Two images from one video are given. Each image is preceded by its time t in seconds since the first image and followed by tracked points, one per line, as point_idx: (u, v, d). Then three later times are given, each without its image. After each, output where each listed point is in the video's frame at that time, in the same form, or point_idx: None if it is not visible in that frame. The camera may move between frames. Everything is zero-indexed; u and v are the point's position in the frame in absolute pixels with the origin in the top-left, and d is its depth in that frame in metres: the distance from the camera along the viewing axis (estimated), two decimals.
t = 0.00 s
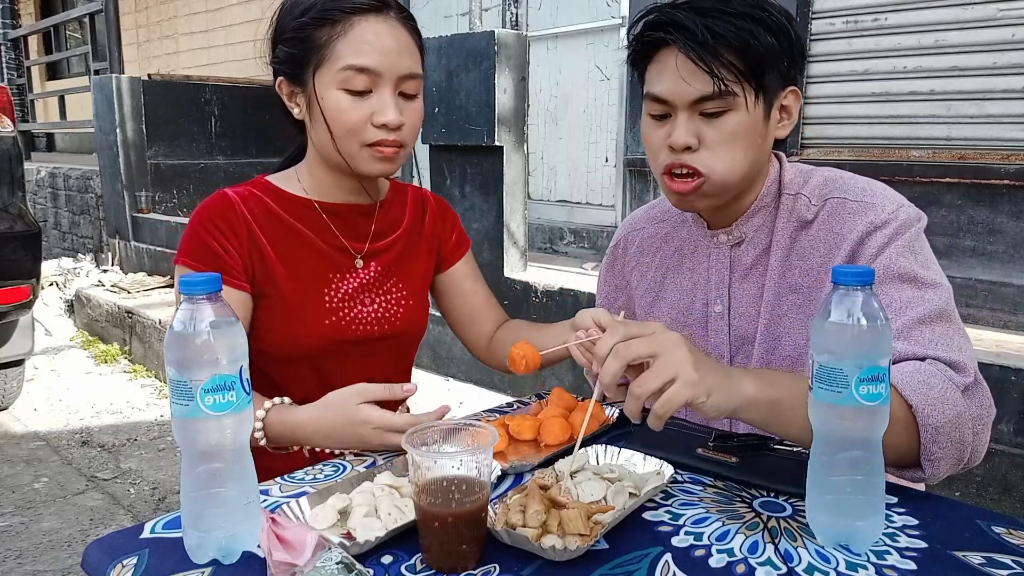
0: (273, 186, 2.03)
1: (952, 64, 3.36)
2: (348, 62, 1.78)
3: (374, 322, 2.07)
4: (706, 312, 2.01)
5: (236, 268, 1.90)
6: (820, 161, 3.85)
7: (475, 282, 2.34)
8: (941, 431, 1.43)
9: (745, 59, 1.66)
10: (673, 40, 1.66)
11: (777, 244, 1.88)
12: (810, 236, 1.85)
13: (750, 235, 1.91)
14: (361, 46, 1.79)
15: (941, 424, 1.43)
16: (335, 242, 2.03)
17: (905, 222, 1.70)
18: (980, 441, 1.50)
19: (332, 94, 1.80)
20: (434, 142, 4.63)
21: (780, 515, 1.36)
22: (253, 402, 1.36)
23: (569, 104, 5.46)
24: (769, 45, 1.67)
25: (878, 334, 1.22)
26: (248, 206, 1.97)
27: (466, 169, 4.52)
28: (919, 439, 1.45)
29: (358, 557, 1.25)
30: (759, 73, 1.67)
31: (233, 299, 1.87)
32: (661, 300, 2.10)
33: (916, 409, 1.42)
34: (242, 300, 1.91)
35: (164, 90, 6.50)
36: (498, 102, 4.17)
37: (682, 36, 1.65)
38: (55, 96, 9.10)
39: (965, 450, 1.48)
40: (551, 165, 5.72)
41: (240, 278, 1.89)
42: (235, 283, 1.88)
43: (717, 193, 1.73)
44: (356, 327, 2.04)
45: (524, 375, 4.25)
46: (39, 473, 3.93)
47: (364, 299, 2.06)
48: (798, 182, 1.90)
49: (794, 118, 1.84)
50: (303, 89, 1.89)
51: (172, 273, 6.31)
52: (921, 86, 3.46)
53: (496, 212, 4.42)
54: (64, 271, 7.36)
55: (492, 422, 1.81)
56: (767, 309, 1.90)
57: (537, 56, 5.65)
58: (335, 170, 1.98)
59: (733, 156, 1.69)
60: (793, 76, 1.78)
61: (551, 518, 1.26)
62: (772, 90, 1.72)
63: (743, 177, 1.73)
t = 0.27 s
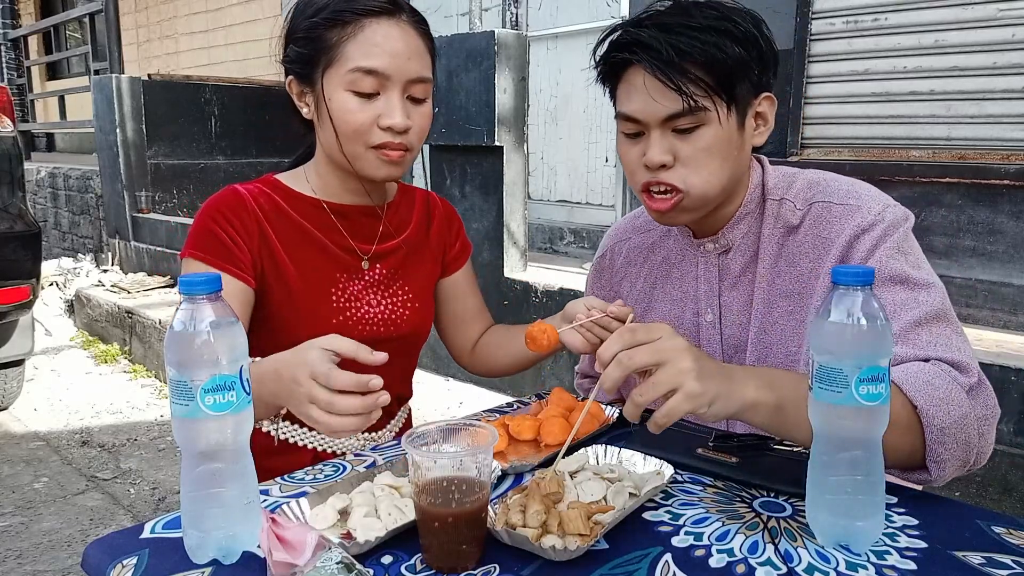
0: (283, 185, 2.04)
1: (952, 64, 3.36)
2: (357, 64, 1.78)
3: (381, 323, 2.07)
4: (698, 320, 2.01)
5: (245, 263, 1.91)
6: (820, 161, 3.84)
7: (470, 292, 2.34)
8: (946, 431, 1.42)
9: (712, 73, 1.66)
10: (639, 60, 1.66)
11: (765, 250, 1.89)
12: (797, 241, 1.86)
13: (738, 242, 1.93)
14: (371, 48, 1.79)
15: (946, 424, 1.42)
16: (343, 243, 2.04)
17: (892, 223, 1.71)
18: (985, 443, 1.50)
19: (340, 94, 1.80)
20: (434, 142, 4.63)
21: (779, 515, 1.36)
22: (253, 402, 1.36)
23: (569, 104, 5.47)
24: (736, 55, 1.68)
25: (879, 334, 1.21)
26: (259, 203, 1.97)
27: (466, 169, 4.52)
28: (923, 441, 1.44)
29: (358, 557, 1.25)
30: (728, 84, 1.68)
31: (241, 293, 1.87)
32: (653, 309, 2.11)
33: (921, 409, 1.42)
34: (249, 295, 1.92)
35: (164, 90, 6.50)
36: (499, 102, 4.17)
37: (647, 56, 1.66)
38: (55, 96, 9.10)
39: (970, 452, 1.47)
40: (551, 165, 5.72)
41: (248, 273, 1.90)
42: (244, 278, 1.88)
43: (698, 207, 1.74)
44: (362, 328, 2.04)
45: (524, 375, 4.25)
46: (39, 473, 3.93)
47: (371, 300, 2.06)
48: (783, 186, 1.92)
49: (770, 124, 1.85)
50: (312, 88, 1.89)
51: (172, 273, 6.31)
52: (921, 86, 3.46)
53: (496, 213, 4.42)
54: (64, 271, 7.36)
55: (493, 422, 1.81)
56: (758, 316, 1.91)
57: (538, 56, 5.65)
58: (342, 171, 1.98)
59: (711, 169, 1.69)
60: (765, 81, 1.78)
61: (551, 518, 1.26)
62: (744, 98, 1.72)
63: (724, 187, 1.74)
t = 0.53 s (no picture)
0: (290, 184, 2.04)
1: (952, 65, 3.36)
2: (366, 64, 1.79)
3: (392, 322, 2.08)
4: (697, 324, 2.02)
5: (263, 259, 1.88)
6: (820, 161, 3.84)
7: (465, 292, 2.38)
8: (946, 427, 1.42)
9: (698, 80, 1.66)
10: (623, 71, 1.66)
11: (761, 253, 1.90)
12: (794, 244, 1.87)
13: (734, 245, 1.93)
14: (380, 48, 1.79)
15: (947, 421, 1.42)
16: (354, 242, 2.05)
17: (888, 224, 1.71)
18: (986, 441, 1.50)
19: (349, 94, 1.80)
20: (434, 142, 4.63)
21: (780, 515, 1.36)
22: (253, 402, 1.36)
23: (570, 104, 5.47)
24: (720, 61, 1.68)
25: (878, 334, 1.22)
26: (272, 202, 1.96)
27: (466, 169, 4.52)
28: (924, 438, 1.44)
29: (358, 557, 1.25)
30: (715, 90, 1.68)
31: (260, 289, 1.84)
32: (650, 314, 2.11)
33: (922, 405, 1.42)
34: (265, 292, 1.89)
35: (164, 89, 6.50)
36: (499, 102, 4.17)
37: (630, 66, 1.66)
38: (55, 96, 9.10)
39: (971, 449, 1.48)
40: (551, 165, 5.72)
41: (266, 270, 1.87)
42: (263, 274, 1.86)
43: (692, 211, 1.75)
44: (373, 326, 2.05)
45: (524, 375, 4.25)
46: (38, 473, 3.93)
47: (382, 299, 2.07)
48: (777, 188, 1.92)
49: (759, 125, 1.86)
50: (321, 88, 1.89)
51: (172, 273, 6.31)
52: (921, 86, 3.46)
53: (496, 213, 4.42)
54: (64, 271, 7.36)
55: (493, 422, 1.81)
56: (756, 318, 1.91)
57: (538, 56, 5.65)
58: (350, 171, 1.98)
59: (702, 175, 1.70)
60: (751, 83, 1.78)
61: (551, 518, 1.26)
62: (731, 102, 1.73)
63: (717, 191, 1.74)
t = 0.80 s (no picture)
0: (297, 185, 2.04)
1: (952, 65, 3.36)
2: (373, 66, 1.79)
3: (399, 323, 2.09)
4: (697, 324, 2.02)
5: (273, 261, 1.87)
6: (820, 161, 3.84)
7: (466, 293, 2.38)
8: (945, 429, 1.42)
9: (695, 80, 1.66)
10: (619, 72, 1.66)
11: (761, 253, 1.90)
12: (794, 244, 1.87)
13: (734, 245, 1.93)
14: (386, 49, 1.79)
15: (946, 422, 1.42)
16: (361, 243, 2.05)
17: (888, 224, 1.71)
18: (986, 441, 1.49)
19: (355, 96, 1.80)
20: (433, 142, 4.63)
21: (779, 515, 1.36)
22: (253, 401, 1.36)
23: (570, 104, 5.47)
24: (718, 61, 1.68)
25: (878, 334, 1.21)
26: (280, 203, 1.96)
27: (466, 169, 4.52)
28: (923, 439, 1.44)
29: (358, 557, 1.25)
30: (713, 90, 1.68)
31: (272, 290, 1.84)
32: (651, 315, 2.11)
33: (920, 407, 1.42)
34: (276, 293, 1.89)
35: (164, 89, 6.50)
36: (499, 102, 4.17)
37: (628, 68, 1.65)
38: (55, 96, 9.10)
39: (971, 450, 1.47)
40: (551, 165, 5.72)
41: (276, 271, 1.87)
42: (275, 275, 1.85)
43: (691, 212, 1.75)
44: (382, 327, 2.05)
45: (524, 375, 4.25)
46: (39, 473, 3.93)
47: (390, 299, 2.08)
48: (777, 188, 1.92)
49: (758, 125, 1.86)
50: (326, 89, 1.89)
51: (172, 273, 6.31)
52: (921, 86, 3.46)
53: (496, 213, 4.42)
54: (64, 271, 7.36)
55: (493, 422, 1.81)
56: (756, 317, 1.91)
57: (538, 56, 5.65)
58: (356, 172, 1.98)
59: (701, 175, 1.70)
60: (749, 83, 1.78)
61: (551, 518, 1.26)
62: (729, 102, 1.72)
63: (716, 191, 1.74)
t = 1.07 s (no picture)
0: (301, 185, 2.04)
1: (952, 65, 3.36)
2: (380, 68, 1.79)
3: (403, 325, 2.09)
4: (698, 324, 2.02)
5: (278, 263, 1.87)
6: (820, 161, 3.84)
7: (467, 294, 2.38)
8: (949, 431, 1.43)
9: (695, 78, 1.66)
10: (620, 69, 1.66)
11: (762, 254, 1.90)
12: (795, 245, 1.87)
13: (734, 245, 1.93)
14: (393, 51, 1.80)
15: (950, 425, 1.43)
16: (366, 245, 2.05)
17: (889, 225, 1.71)
18: (989, 443, 1.49)
19: (362, 98, 1.80)
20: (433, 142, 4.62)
21: (779, 515, 1.36)
22: (252, 401, 1.36)
23: (570, 104, 5.47)
24: (718, 59, 1.68)
25: (878, 334, 1.21)
26: (286, 204, 1.96)
27: (466, 169, 4.52)
28: (926, 441, 1.44)
29: (358, 557, 1.25)
30: (712, 88, 1.68)
31: (277, 291, 1.84)
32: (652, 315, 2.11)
33: (925, 408, 1.42)
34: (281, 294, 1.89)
35: (164, 89, 6.50)
36: (499, 102, 4.17)
37: (628, 65, 1.66)
38: (55, 96, 9.10)
39: (974, 452, 1.48)
40: (551, 165, 5.72)
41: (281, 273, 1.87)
42: (280, 276, 1.85)
43: (690, 209, 1.75)
44: (385, 329, 2.06)
45: (524, 375, 4.25)
46: (39, 473, 3.93)
47: (393, 301, 2.08)
48: (778, 188, 1.92)
49: (759, 124, 1.86)
50: (332, 90, 1.89)
51: (172, 273, 6.31)
52: (921, 86, 3.46)
53: (496, 213, 4.42)
54: (64, 271, 7.36)
55: (493, 422, 1.81)
56: (756, 318, 1.91)
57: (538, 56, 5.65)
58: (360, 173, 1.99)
59: (700, 173, 1.70)
60: (750, 82, 1.78)
61: (551, 518, 1.26)
62: (730, 100, 1.72)
63: (715, 189, 1.75)
